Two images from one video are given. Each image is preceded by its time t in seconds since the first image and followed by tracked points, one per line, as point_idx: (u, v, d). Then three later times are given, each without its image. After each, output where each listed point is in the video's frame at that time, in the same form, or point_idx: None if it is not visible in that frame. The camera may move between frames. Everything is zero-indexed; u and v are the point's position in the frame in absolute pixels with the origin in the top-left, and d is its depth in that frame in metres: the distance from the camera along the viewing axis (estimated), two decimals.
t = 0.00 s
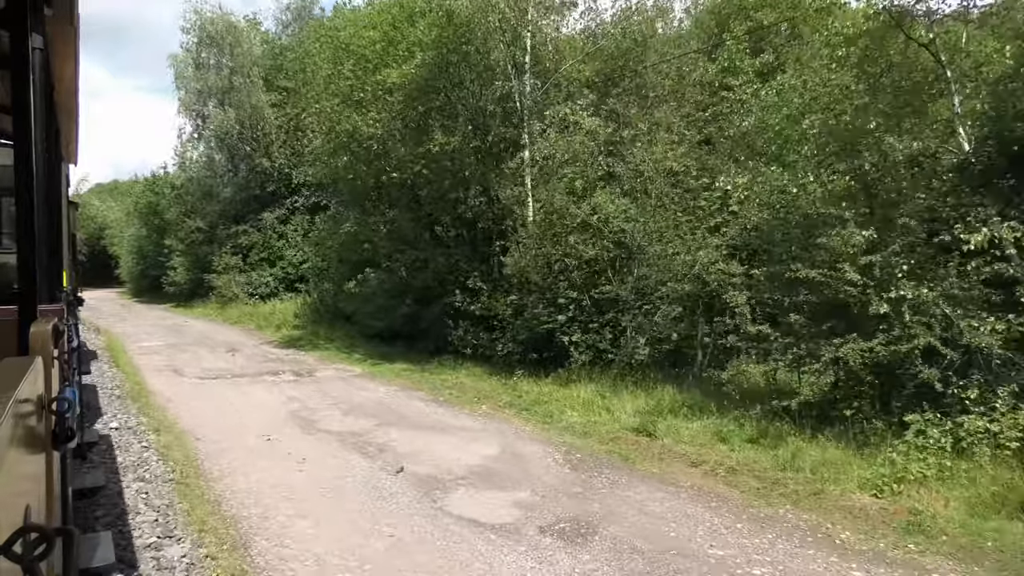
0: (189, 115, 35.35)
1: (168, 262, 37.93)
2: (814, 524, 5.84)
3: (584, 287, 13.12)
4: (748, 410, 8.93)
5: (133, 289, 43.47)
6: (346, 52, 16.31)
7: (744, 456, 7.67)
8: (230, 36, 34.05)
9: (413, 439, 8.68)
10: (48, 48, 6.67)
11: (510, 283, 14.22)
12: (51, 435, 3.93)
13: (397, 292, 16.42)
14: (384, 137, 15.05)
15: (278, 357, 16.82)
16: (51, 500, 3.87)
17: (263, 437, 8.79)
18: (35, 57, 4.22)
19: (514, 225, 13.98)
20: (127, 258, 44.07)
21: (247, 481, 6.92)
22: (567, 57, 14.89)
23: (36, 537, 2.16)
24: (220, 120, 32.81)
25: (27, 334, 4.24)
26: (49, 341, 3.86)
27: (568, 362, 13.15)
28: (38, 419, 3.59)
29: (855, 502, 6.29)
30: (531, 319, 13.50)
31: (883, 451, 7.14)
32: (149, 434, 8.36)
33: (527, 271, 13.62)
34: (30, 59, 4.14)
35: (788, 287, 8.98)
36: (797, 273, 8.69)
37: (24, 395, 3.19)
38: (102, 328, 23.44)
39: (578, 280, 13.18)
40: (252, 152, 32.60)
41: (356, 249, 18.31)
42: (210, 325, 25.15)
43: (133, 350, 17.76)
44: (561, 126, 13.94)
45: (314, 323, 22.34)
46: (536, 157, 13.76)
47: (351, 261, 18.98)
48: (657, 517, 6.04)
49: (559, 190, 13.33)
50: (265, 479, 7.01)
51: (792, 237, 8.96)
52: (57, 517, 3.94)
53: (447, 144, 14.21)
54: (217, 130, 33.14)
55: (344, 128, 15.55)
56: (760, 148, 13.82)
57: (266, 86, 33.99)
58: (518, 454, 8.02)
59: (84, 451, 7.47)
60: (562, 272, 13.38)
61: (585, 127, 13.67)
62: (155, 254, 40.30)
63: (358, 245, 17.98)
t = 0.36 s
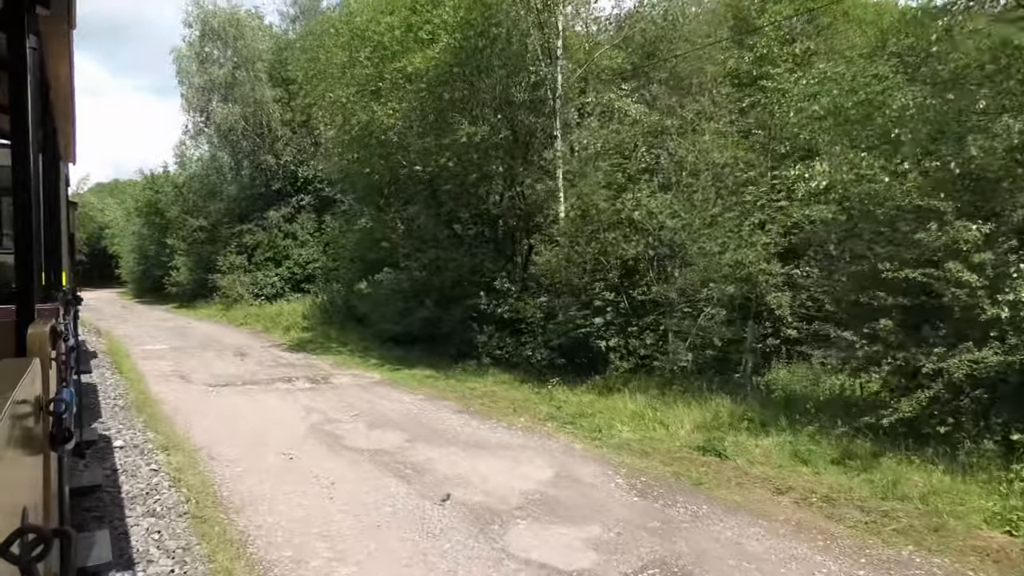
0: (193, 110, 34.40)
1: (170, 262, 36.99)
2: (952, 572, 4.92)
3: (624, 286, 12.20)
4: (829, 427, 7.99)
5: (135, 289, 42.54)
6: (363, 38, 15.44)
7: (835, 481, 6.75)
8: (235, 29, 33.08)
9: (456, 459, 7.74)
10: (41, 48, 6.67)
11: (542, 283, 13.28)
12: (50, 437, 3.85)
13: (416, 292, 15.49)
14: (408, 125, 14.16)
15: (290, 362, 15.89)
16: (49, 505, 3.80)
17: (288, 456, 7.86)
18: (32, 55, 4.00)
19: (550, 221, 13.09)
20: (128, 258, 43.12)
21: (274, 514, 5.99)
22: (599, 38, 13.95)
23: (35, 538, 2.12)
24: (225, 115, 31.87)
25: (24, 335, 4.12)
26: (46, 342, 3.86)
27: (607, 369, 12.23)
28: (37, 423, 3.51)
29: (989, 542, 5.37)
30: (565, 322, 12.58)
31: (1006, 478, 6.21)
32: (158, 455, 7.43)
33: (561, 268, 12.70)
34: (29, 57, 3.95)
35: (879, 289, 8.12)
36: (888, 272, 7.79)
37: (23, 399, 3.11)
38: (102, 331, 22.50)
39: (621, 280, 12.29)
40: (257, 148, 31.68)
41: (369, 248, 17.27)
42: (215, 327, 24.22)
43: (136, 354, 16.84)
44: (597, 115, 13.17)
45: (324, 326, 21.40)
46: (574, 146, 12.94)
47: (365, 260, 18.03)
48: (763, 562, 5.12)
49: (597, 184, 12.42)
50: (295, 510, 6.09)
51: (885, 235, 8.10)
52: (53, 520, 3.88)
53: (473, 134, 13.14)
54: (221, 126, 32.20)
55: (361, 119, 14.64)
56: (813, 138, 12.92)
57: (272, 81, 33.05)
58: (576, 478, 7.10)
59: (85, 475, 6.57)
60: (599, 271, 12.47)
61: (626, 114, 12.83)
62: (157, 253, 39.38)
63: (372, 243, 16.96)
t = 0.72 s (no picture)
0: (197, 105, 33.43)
1: (174, 262, 36.10)
2: None
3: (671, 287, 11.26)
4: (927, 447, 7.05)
5: (138, 290, 41.65)
6: (383, 23, 14.52)
7: (956, 515, 5.82)
8: (241, 22, 32.21)
9: (508, 484, 6.81)
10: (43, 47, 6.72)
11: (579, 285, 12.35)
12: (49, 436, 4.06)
13: (439, 294, 14.58)
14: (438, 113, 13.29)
15: (304, 368, 14.97)
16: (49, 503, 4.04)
17: (317, 481, 6.92)
18: (29, 54, 4.14)
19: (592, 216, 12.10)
20: (131, 258, 42.22)
21: (310, 559, 5.07)
22: (637, 21, 13.00)
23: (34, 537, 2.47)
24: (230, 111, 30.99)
25: (22, 334, 4.28)
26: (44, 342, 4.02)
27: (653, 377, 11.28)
28: (36, 421, 3.74)
29: None
30: (605, 327, 11.65)
31: None
32: (170, 481, 6.50)
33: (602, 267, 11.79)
34: (27, 57, 4.10)
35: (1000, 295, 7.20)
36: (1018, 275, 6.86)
37: (19, 398, 3.34)
38: (105, 334, 21.59)
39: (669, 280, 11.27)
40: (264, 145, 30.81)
41: (386, 248, 16.31)
42: (222, 330, 23.31)
43: (141, 360, 15.90)
44: (640, 101, 12.21)
45: (336, 328, 20.51)
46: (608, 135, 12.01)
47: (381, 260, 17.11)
48: None
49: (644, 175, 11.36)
50: (333, 553, 5.16)
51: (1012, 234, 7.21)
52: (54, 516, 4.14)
53: (507, 123, 12.25)
54: (227, 122, 31.31)
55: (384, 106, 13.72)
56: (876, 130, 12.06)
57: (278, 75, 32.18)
58: (651, 508, 6.20)
59: (87, 512, 5.64)
60: (641, 270, 11.58)
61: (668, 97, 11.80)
62: (159, 253, 38.46)
63: (391, 244, 16.00)
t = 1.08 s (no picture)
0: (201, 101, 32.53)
1: (178, 262, 35.19)
2: None
3: (727, 289, 10.34)
4: None
5: (139, 292, 40.73)
6: (407, 7, 13.67)
7: None
8: (247, 14, 31.27)
9: (577, 517, 5.91)
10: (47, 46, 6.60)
11: (622, 286, 11.47)
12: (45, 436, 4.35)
13: (464, 297, 13.67)
14: (470, 101, 12.54)
15: (319, 375, 14.05)
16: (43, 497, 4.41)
17: (357, 513, 5.98)
18: (30, 52, 4.10)
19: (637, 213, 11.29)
20: (133, 257, 41.28)
21: None
22: (679, 4, 12.11)
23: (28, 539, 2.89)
24: (237, 106, 30.08)
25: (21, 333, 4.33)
26: (43, 341, 4.04)
27: (706, 388, 10.35)
28: (34, 421, 4.04)
29: None
30: (652, 332, 10.72)
31: None
32: (188, 517, 5.57)
33: (647, 267, 10.93)
34: (28, 57, 4.09)
35: None
36: None
37: (21, 396, 3.63)
38: (106, 337, 20.65)
39: (726, 282, 10.40)
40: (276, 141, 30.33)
41: (404, 247, 15.38)
42: (228, 333, 22.41)
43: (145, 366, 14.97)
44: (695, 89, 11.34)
45: (349, 332, 19.61)
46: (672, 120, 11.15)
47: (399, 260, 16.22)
48: None
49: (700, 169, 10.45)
50: None
51: None
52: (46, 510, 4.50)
53: (546, 109, 11.38)
54: (232, 117, 30.39)
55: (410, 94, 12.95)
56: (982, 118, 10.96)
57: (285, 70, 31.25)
58: (752, 549, 5.31)
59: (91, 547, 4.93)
60: (694, 272, 10.68)
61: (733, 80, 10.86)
62: (162, 253, 37.54)
63: (409, 243, 15.03)
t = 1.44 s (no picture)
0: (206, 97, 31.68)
1: (183, 263, 34.33)
2: None
3: (789, 290, 9.41)
4: None
5: (144, 293, 39.89)
6: None
7: None
8: (253, 7, 30.30)
9: (670, 562, 5.02)
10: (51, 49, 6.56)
11: (671, 286, 10.56)
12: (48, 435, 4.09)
13: (494, 300, 12.78)
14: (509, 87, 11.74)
15: (338, 383, 13.14)
16: (47, 499, 4.06)
17: (412, 558, 5.06)
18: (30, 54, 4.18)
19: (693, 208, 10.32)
20: (137, 258, 40.44)
21: None
22: None
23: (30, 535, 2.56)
24: (244, 102, 29.15)
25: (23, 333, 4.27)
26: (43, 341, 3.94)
27: (771, 400, 9.46)
28: (36, 420, 3.81)
29: None
30: (708, 337, 9.79)
31: None
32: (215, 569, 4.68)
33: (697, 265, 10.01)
34: (28, 57, 4.15)
35: None
36: None
37: (21, 397, 3.48)
38: (110, 341, 19.77)
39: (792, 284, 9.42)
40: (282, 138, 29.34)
41: (426, 247, 14.46)
42: (237, 336, 21.52)
43: (152, 373, 14.08)
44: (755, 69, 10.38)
45: (364, 336, 18.62)
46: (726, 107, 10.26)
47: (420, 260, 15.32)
48: None
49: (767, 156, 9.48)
50: None
51: None
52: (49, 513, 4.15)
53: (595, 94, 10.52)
54: (239, 113, 29.46)
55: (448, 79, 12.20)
56: None
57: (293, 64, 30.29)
58: None
59: None
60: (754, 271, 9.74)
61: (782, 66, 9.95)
62: (167, 253, 36.66)
63: (432, 243, 14.10)
